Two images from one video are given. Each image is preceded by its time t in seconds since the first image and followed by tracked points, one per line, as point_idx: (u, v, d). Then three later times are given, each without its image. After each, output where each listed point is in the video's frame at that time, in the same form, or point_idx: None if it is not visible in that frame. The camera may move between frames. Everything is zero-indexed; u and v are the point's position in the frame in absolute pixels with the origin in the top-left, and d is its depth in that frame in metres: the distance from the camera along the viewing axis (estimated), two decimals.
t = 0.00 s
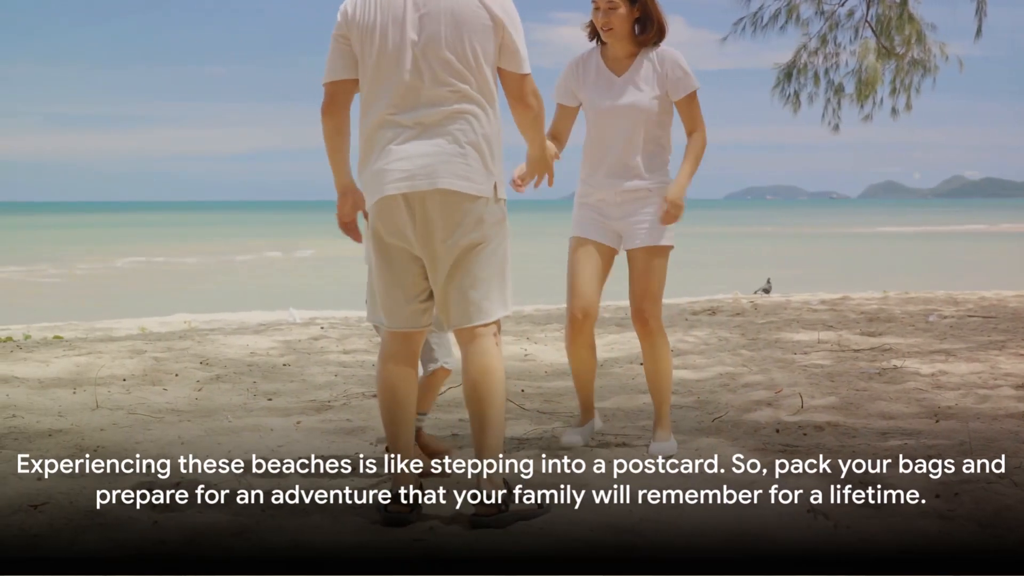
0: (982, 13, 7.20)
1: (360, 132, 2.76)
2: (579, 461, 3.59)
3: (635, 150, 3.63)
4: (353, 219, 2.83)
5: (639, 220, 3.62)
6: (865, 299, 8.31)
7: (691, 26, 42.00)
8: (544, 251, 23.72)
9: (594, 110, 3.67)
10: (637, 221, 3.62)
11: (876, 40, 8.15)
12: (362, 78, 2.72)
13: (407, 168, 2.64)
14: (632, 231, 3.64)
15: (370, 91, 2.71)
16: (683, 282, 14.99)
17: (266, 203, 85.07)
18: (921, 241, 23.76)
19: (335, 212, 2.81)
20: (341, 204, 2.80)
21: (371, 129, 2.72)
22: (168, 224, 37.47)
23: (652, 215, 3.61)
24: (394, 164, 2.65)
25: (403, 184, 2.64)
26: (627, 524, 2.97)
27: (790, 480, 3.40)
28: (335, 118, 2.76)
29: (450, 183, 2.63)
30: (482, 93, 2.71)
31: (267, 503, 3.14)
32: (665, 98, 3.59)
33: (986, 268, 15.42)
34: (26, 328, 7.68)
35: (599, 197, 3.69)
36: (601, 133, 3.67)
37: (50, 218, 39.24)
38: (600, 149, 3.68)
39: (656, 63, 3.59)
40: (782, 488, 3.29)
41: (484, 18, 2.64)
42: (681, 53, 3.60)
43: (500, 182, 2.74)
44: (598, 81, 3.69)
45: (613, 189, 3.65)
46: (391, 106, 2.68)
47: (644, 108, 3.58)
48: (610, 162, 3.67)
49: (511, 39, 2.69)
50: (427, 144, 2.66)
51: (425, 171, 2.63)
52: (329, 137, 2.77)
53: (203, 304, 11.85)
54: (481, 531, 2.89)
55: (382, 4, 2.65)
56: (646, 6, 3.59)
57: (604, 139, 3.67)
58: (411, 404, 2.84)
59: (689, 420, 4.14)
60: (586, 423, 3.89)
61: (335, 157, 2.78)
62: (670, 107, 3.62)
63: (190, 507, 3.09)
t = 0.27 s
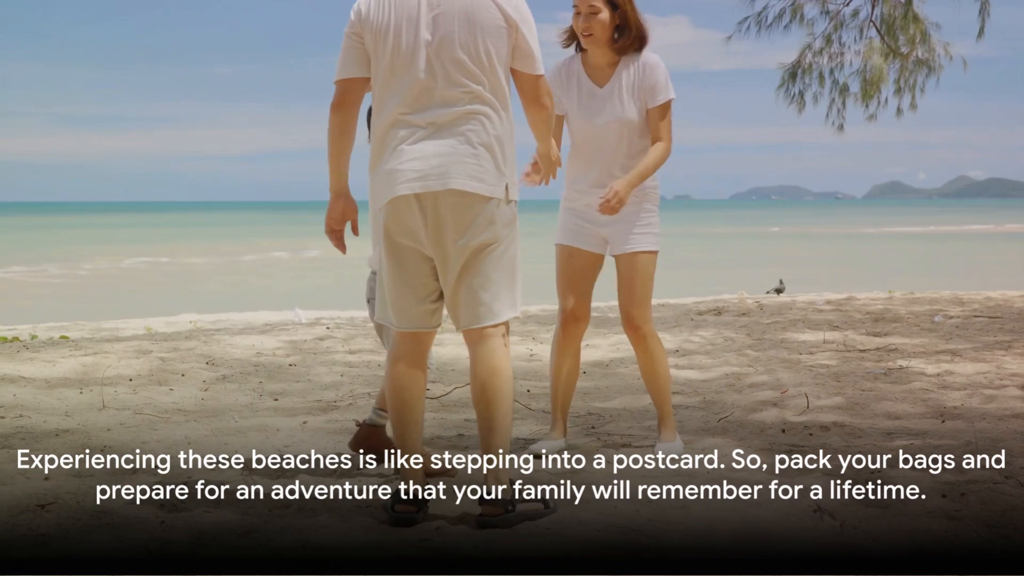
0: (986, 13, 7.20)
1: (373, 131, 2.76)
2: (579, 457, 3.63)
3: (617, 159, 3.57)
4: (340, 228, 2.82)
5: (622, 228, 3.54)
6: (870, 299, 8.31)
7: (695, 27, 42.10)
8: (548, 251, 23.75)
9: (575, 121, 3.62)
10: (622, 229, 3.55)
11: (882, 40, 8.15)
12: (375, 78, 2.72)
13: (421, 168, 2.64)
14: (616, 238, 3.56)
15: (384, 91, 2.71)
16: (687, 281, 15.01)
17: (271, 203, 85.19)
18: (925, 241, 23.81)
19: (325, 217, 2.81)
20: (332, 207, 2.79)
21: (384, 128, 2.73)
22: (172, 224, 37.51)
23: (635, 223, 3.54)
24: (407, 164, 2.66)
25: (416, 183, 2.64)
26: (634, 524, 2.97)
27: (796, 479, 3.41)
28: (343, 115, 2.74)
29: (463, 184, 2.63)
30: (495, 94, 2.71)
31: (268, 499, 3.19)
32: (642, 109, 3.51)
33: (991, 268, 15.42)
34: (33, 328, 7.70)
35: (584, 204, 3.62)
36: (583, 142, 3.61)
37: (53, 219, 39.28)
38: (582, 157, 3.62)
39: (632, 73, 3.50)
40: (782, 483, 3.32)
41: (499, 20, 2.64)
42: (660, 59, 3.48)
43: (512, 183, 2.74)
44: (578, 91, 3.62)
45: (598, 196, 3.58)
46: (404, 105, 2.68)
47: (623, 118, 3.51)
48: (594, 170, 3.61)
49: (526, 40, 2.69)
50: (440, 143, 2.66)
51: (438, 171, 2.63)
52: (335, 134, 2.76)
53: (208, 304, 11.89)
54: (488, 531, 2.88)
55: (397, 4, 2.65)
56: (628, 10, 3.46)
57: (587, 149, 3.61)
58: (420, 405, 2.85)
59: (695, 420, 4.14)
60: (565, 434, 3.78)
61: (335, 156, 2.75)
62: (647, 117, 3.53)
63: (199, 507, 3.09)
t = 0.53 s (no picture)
0: (992, 13, 7.21)
1: (383, 131, 2.76)
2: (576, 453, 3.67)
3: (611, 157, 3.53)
4: (367, 223, 2.85)
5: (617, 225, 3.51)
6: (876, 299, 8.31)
7: (697, 27, 42.08)
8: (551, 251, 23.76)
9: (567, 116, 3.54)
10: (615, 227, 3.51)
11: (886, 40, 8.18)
12: (386, 77, 2.72)
13: (431, 168, 2.64)
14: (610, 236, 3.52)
15: (394, 90, 2.72)
16: (691, 281, 15.01)
17: (272, 203, 85.23)
18: (928, 241, 23.81)
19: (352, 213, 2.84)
20: (357, 203, 2.81)
21: (394, 128, 2.73)
22: (179, 224, 37.57)
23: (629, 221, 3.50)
24: (418, 164, 2.66)
25: (427, 183, 2.64)
26: (642, 524, 2.96)
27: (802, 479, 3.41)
28: (354, 115, 2.76)
29: (473, 184, 2.63)
30: (505, 95, 2.71)
31: (271, 496, 3.20)
32: (640, 107, 3.48)
33: (996, 268, 15.42)
34: (40, 327, 7.72)
35: (575, 202, 3.57)
36: (576, 138, 3.54)
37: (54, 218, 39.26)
38: (575, 154, 3.55)
39: (629, 72, 3.47)
40: (781, 480, 3.37)
41: (510, 21, 2.65)
42: (656, 57, 3.49)
43: (521, 184, 2.74)
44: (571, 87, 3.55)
45: (590, 194, 3.54)
46: (415, 105, 2.68)
47: (622, 117, 3.47)
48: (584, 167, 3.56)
49: (536, 42, 2.70)
50: (450, 143, 2.66)
51: (448, 171, 2.63)
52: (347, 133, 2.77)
53: (213, 304, 11.91)
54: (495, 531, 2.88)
55: (407, 4, 2.66)
56: (616, 11, 3.42)
57: (579, 145, 3.54)
58: (427, 406, 2.85)
59: (701, 420, 4.15)
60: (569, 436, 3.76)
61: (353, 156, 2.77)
62: (644, 117, 3.52)
63: (206, 507, 3.09)
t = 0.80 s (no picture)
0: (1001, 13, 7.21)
1: (391, 129, 2.76)
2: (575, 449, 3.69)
3: (626, 154, 3.53)
4: (379, 218, 2.80)
5: (633, 223, 3.52)
6: (884, 299, 8.29)
7: (701, 29, 42.14)
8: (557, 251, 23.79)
9: (582, 116, 3.55)
10: (633, 225, 3.53)
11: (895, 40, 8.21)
12: (395, 75, 2.72)
13: (440, 167, 2.64)
14: (627, 234, 3.54)
15: (403, 89, 2.72)
16: (698, 281, 15.01)
17: (276, 206, 85.35)
18: (935, 242, 23.76)
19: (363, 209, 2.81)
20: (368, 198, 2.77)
21: (402, 126, 2.73)
22: (183, 226, 37.64)
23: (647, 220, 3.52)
24: (427, 163, 2.66)
25: (436, 182, 2.64)
26: (651, 523, 2.94)
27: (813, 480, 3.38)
28: (362, 113, 2.75)
29: (482, 183, 2.63)
30: (514, 95, 2.72)
31: (280, 497, 3.19)
32: (653, 104, 3.48)
33: (1005, 268, 15.38)
34: (49, 327, 7.74)
35: (589, 201, 3.58)
36: (590, 138, 3.55)
37: (57, 219, 39.27)
38: (589, 153, 3.57)
39: (641, 70, 3.47)
40: (781, 477, 3.39)
41: (520, 22, 2.67)
42: (667, 53, 3.48)
43: (529, 184, 2.75)
44: (583, 87, 3.56)
45: (605, 193, 3.55)
46: (424, 104, 2.68)
47: (635, 114, 3.47)
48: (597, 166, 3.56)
49: (544, 43, 2.72)
50: (459, 142, 2.66)
51: (457, 170, 2.64)
52: (355, 132, 2.77)
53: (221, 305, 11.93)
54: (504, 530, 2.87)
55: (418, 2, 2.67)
56: (622, 11, 3.41)
57: (593, 144, 3.55)
58: (435, 406, 2.84)
59: (709, 419, 4.15)
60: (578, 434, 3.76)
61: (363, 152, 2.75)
62: (658, 113, 3.51)
63: (215, 506, 3.09)
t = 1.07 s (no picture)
0: (1010, 12, 7.20)
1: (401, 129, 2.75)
2: (578, 448, 3.70)
3: (638, 153, 3.54)
4: (376, 220, 2.82)
5: (646, 222, 3.53)
6: (894, 299, 8.28)
7: (706, 30, 42.11)
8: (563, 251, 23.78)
9: (593, 116, 3.57)
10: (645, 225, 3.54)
11: (904, 40, 8.31)
12: (407, 74, 2.72)
13: (452, 166, 2.64)
14: (639, 233, 3.55)
15: (414, 87, 2.72)
16: (706, 280, 14.99)
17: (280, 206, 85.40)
18: (943, 242, 23.71)
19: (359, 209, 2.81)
20: (366, 199, 2.78)
21: (413, 125, 2.72)
22: (189, 226, 37.69)
23: (660, 219, 3.53)
24: (438, 163, 2.66)
25: (448, 181, 2.64)
26: (662, 523, 2.93)
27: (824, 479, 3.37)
28: (371, 112, 2.74)
29: (494, 182, 2.63)
30: (526, 95, 2.72)
31: (291, 497, 3.19)
32: (664, 103, 3.48)
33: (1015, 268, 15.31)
34: (60, 327, 7.76)
35: (604, 201, 3.61)
36: (602, 138, 3.57)
37: (61, 219, 39.25)
38: (602, 153, 3.59)
39: (652, 69, 3.47)
40: (781, 476, 3.39)
41: (532, 22, 2.68)
42: (678, 52, 3.47)
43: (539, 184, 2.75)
44: (595, 87, 3.57)
45: (619, 193, 3.56)
46: (436, 103, 2.68)
47: (645, 113, 3.47)
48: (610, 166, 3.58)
49: (554, 45, 2.75)
50: (471, 141, 2.65)
51: (469, 169, 2.64)
52: (363, 131, 2.76)
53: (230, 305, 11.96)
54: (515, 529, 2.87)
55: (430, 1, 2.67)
56: (632, 11, 3.39)
57: (605, 144, 3.57)
58: (445, 406, 2.84)
59: (719, 419, 4.15)
60: (586, 435, 3.76)
61: (367, 152, 2.75)
62: (669, 112, 3.50)
63: (225, 505, 3.09)
